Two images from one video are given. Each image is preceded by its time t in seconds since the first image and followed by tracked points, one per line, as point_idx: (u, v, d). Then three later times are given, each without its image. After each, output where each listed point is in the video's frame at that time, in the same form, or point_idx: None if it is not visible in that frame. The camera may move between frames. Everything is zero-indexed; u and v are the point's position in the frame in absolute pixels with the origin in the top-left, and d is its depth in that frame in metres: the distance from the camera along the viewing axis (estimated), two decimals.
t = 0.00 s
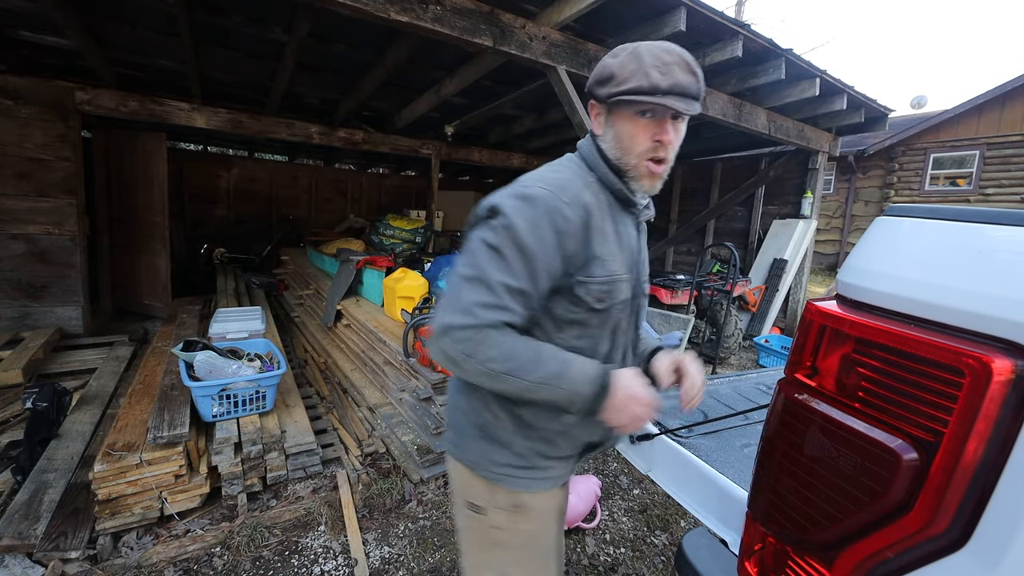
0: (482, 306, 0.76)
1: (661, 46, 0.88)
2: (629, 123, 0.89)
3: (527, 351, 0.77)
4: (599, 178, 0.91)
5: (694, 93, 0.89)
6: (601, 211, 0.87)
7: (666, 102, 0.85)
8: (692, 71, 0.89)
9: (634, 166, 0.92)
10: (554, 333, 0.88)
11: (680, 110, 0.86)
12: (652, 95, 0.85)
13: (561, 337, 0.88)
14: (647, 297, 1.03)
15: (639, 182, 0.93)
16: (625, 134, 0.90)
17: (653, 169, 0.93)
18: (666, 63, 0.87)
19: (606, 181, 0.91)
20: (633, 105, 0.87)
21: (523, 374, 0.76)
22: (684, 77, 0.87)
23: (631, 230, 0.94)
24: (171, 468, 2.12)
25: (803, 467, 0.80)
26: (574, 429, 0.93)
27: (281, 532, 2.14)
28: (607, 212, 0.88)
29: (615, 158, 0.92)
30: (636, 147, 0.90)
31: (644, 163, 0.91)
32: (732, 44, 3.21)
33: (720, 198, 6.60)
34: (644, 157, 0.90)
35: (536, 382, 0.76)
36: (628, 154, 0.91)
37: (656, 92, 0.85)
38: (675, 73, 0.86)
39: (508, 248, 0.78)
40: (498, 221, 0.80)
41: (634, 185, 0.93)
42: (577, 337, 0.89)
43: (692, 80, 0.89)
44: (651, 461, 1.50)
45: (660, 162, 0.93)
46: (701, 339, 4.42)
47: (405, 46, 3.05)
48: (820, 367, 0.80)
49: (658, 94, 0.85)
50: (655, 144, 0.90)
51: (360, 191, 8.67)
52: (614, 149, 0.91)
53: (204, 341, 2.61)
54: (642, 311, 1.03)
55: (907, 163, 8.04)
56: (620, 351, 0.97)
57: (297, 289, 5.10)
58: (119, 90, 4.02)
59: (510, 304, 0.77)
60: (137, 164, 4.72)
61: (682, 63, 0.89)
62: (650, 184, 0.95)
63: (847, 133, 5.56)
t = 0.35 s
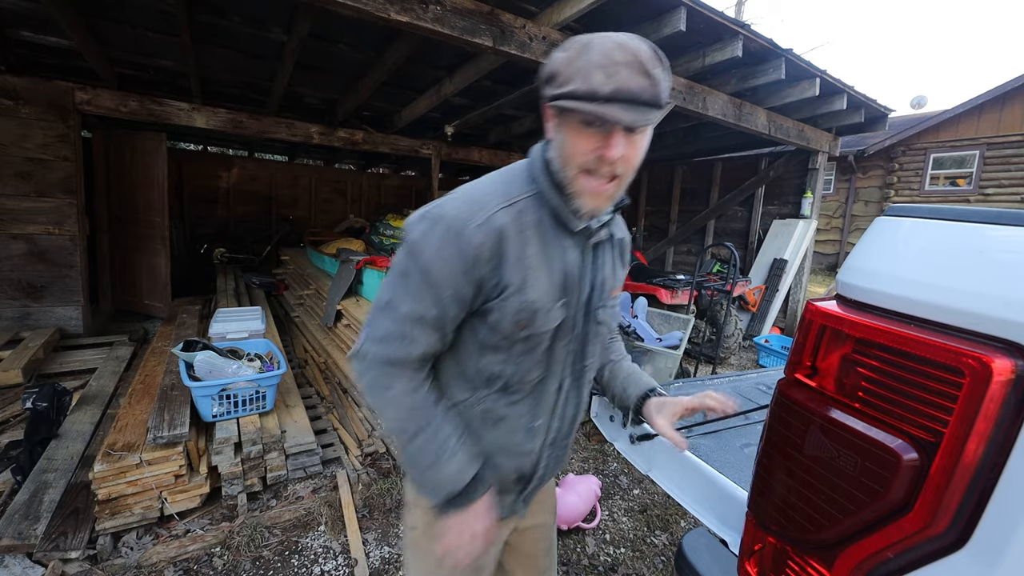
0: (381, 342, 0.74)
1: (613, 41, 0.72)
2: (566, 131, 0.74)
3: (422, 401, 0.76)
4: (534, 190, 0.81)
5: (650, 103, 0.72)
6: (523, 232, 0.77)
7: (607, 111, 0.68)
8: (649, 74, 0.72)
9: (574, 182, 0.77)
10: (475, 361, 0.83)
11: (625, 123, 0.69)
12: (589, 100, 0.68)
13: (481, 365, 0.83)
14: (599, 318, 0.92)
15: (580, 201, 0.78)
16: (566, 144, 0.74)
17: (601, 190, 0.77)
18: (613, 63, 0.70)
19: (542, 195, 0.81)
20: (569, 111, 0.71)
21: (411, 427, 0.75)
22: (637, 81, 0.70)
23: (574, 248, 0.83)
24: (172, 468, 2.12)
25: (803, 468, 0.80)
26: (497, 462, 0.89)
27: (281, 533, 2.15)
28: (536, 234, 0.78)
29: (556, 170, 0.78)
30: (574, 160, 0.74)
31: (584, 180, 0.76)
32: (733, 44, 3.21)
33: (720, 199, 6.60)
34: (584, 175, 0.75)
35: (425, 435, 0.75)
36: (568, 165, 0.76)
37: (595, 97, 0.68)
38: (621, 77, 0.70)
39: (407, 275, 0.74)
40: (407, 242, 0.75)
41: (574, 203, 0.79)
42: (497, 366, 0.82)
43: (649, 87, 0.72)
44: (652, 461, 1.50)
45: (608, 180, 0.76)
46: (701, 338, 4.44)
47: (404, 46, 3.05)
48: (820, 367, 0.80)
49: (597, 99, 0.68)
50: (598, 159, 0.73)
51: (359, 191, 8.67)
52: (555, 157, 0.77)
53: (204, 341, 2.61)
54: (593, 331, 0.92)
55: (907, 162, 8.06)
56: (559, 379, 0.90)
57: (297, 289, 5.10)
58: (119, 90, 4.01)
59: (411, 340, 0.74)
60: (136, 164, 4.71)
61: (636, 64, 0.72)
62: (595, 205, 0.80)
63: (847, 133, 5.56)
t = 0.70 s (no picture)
0: (270, 416, 0.78)
1: (548, 21, 0.65)
2: (497, 153, 0.71)
3: (321, 473, 0.83)
4: (446, 240, 0.80)
5: (588, 109, 0.67)
6: (418, 308, 0.76)
7: (534, 122, 0.64)
8: (585, 76, 0.66)
9: (505, 220, 0.74)
10: (390, 422, 0.88)
11: (555, 134, 0.65)
12: (504, 114, 0.64)
13: (395, 427, 0.89)
14: (536, 379, 0.98)
15: (511, 255, 0.77)
16: (493, 175, 0.72)
17: (541, 235, 0.75)
18: (545, 55, 0.64)
19: (457, 245, 0.80)
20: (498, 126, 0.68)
21: (309, 497, 0.83)
22: (574, 83, 0.65)
23: (499, 318, 0.85)
24: (172, 468, 2.12)
25: (803, 468, 0.80)
26: (412, 511, 0.99)
27: (281, 533, 2.15)
28: (443, 307, 0.78)
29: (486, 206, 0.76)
30: (506, 189, 0.72)
31: (518, 226, 0.74)
32: (733, 45, 3.20)
33: (720, 199, 6.61)
34: (515, 209, 0.73)
35: (325, 506, 0.84)
36: (496, 212, 0.74)
37: (521, 104, 0.64)
38: (553, 74, 0.64)
39: (292, 353, 0.73)
40: (292, 315, 0.73)
41: (507, 254, 0.77)
42: (414, 429, 0.88)
43: (593, 89, 0.66)
44: (651, 461, 1.50)
45: (546, 222, 0.75)
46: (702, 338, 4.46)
47: (405, 46, 3.04)
48: (820, 368, 0.80)
49: (525, 108, 0.64)
50: (529, 195, 0.72)
51: (360, 191, 8.67)
52: (485, 190, 0.75)
53: (204, 341, 2.60)
54: (525, 391, 0.98)
55: (907, 162, 8.07)
56: (479, 439, 0.96)
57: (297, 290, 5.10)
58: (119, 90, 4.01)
59: (304, 418, 0.77)
60: (137, 164, 4.71)
61: (578, 53, 0.66)
62: (534, 249, 0.77)
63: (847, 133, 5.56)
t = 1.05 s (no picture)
0: (233, 436, 0.80)
1: (530, 15, 0.65)
2: (476, 152, 0.70)
3: (291, 490, 0.85)
4: (414, 254, 0.81)
5: (572, 104, 0.66)
6: (382, 327, 0.78)
7: (516, 115, 0.64)
8: (568, 70, 0.66)
9: (483, 228, 0.74)
10: (361, 435, 0.90)
11: (537, 127, 0.64)
12: (479, 105, 0.64)
13: (366, 441, 0.90)
14: (512, 393, 0.99)
15: (489, 268, 0.77)
16: (469, 178, 0.72)
17: (520, 244, 0.75)
18: (527, 46, 0.64)
19: (426, 258, 0.81)
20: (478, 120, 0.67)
21: (277, 514, 0.84)
22: (558, 78, 0.65)
23: (472, 335, 0.85)
24: (172, 468, 2.12)
25: (802, 468, 0.80)
26: (385, 522, 1.00)
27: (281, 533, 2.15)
28: (411, 324, 0.80)
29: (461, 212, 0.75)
30: (484, 194, 0.72)
31: (495, 235, 0.74)
32: (733, 45, 3.20)
33: (720, 199, 6.61)
34: (495, 214, 0.72)
35: (295, 522, 0.86)
36: (473, 222, 0.74)
37: (501, 96, 0.64)
38: (534, 66, 0.64)
39: (255, 374, 0.75)
40: (254, 335, 0.75)
41: (482, 265, 0.77)
42: (386, 444, 0.89)
43: (579, 87, 0.66)
44: (651, 461, 1.50)
45: (526, 226, 0.74)
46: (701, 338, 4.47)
47: (405, 46, 3.04)
48: (820, 368, 0.80)
49: (506, 101, 0.64)
50: (508, 201, 0.71)
51: (360, 191, 8.67)
52: (461, 198, 0.74)
53: (204, 341, 2.60)
54: (502, 405, 0.99)
55: (907, 162, 8.07)
56: (454, 454, 0.97)
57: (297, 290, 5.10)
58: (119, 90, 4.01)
59: (269, 437, 0.79)
60: (136, 164, 4.71)
61: (563, 46, 0.66)
62: (513, 256, 0.76)
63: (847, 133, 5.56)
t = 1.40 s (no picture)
0: (229, 433, 0.80)
1: (537, 42, 0.65)
2: (479, 170, 0.70)
3: (287, 485, 0.85)
4: (401, 257, 0.81)
5: (581, 135, 0.68)
6: (373, 324, 0.78)
7: (529, 146, 0.65)
8: (577, 100, 0.67)
9: (484, 243, 0.74)
10: (356, 430, 0.91)
11: (548, 158, 0.65)
12: (488, 134, 0.64)
13: (361, 436, 0.91)
14: (502, 390, 0.99)
15: (488, 277, 0.77)
16: (471, 196, 0.72)
17: (521, 260, 0.76)
18: (538, 75, 0.64)
19: (413, 261, 0.82)
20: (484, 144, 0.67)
21: (274, 509, 0.85)
22: (568, 109, 0.65)
23: (459, 333, 0.86)
24: (172, 468, 2.12)
25: (803, 468, 0.80)
26: (380, 515, 0.99)
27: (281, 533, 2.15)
28: (399, 324, 0.80)
29: (460, 228, 0.75)
30: (486, 212, 0.72)
31: (497, 249, 0.74)
32: (733, 45, 3.20)
33: (720, 199, 6.61)
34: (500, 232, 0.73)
35: (291, 516, 0.86)
36: (475, 235, 0.74)
37: (514, 126, 0.64)
38: (546, 98, 0.64)
39: (249, 372, 0.76)
40: (247, 334, 0.75)
41: (481, 275, 0.77)
42: (381, 439, 0.89)
43: (586, 117, 0.67)
44: (651, 461, 1.50)
45: (527, 246, 0.74)
46: (701, 338, 4.46)
47: (405, 46, 3.04)
48: (820, 368, 0.80)
49: (519, 132, 0.64)
50: (511, 221, 0.72)
51: (360, 191, 8.67)
52: (461, 212, 0.74)
53: (204, 341, 2.60)
54: (491, 402, 1.00)
55: (907, 162, 8.07)
56: (446, 448, 0.97)
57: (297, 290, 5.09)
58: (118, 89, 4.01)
59: (264, 434, 0.80)
60: (136, 164, 4.71)
61: (571, 77, 0.66)
62: (510, 274, 0.77)
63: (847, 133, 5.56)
